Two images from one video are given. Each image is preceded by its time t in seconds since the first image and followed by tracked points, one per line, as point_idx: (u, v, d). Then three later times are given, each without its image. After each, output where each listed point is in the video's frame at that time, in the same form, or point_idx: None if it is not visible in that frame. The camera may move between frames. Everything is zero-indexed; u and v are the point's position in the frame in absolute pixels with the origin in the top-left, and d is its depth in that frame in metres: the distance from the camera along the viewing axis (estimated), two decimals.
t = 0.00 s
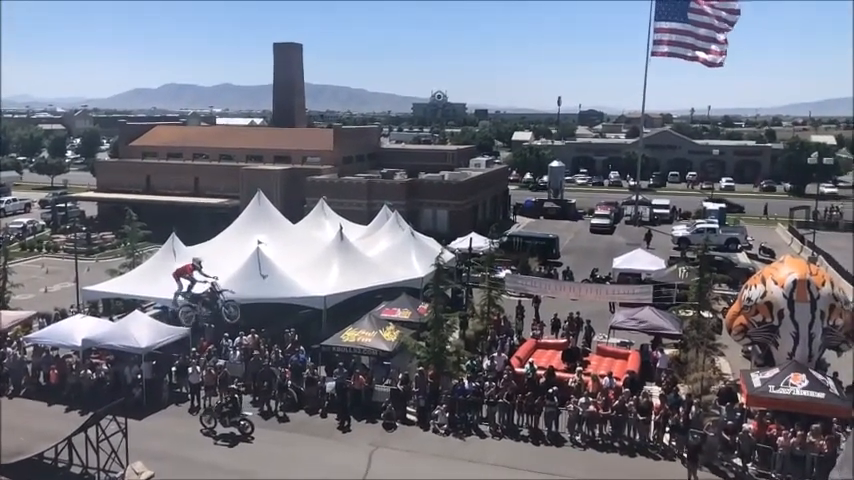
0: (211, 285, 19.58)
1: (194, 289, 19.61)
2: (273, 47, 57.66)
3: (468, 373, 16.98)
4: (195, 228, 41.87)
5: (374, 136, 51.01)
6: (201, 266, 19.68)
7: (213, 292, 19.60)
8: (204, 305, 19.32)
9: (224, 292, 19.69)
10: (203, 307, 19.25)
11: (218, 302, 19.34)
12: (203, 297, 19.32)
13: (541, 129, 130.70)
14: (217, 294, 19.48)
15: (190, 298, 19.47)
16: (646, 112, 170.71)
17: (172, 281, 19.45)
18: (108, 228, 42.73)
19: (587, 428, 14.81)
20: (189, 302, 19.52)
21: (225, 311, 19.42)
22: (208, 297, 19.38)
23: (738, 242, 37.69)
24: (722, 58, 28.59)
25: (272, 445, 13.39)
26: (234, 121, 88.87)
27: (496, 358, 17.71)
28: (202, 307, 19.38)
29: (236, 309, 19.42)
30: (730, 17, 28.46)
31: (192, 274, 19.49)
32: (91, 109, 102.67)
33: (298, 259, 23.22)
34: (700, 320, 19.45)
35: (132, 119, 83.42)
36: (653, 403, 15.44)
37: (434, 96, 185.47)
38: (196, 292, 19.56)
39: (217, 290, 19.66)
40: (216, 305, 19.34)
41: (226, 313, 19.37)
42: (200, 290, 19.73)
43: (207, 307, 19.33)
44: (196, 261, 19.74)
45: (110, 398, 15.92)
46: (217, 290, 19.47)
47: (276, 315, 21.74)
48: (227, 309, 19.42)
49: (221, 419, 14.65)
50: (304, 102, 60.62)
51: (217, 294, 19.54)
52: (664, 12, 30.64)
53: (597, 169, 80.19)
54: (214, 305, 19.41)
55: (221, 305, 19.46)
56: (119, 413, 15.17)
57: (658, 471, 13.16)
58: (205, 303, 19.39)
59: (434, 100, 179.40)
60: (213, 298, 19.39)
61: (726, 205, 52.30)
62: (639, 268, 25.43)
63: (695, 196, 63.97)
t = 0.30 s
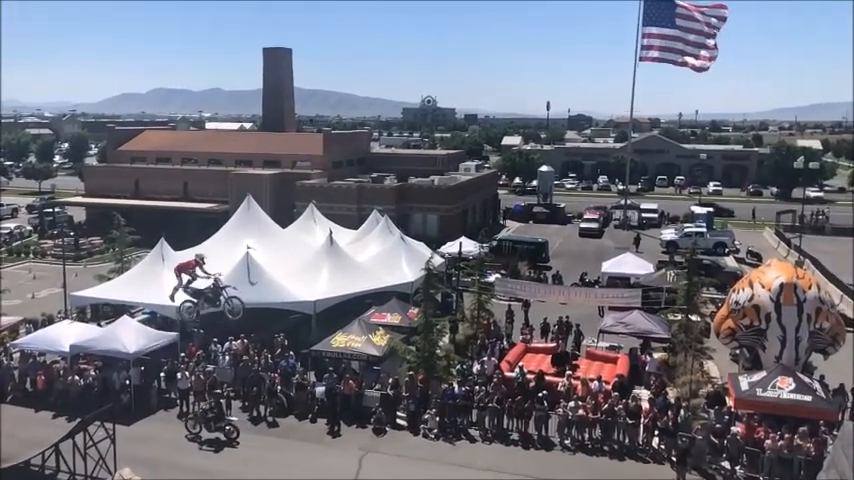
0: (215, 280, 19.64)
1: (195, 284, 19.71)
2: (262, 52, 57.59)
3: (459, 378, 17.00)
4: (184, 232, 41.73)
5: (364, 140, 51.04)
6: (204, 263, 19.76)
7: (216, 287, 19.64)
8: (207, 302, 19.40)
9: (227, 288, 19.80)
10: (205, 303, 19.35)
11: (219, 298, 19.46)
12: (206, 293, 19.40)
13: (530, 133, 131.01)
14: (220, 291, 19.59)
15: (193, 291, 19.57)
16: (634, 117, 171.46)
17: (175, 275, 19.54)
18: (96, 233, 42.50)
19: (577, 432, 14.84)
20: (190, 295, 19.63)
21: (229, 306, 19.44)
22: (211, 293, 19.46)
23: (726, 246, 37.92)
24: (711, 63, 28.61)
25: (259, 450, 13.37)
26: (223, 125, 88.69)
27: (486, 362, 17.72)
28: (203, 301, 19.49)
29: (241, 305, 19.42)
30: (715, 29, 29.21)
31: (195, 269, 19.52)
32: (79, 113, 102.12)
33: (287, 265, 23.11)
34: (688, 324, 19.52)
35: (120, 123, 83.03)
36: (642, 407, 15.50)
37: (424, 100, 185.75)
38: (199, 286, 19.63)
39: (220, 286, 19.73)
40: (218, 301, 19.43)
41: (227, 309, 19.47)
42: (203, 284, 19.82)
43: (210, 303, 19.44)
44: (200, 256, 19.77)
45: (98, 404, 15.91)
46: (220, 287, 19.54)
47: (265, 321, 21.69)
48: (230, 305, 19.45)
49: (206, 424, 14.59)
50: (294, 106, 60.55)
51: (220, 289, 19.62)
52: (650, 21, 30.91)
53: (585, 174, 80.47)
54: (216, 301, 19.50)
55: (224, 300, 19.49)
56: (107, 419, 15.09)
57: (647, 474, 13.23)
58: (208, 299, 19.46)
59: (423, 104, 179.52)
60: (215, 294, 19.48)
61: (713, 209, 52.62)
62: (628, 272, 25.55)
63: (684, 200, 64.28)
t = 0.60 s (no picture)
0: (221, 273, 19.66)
1: (199, 278, 19.82)
2: (253, 55, 57.48)
3: (450, 380, 16.99)
4: (174, 236, 41.57)
5: (355, 143, 51.01)
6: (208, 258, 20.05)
7: (221, 281, 19.68)
8: (211, 296, 19.48)
9: (232, 281, 19.85)
10: (209, 298, 19.43)
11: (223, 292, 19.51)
12: (210, 287, 19.47)
13: (521, 136, 131.21)
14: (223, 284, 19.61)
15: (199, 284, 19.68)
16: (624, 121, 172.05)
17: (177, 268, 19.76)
18: (86, 236, 42.28)
19: (568, 435, 14.85)
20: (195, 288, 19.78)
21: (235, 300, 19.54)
22: (215, 288, 19.52)
23: (716, 249, 38.10)
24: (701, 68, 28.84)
25: (248, 454, 13.35)
26: (213, 128, 88.34)
27: (476, 365, 17.74)
28: (208, 295, 19.59)
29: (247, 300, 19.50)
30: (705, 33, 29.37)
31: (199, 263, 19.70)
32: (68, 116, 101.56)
33: (278, 268, 23.07)
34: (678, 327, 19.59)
35: (109, 126, 82.62)
36: (633, 409, 15.53)
37: (415, 103, 185.91)
38: (202, 280, 19.68)
39: (224, 280, 19.76)
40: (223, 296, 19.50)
41: (231, 303, 19.57)
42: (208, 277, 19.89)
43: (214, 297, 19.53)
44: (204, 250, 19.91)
45: (86, 408, 15.72)
46: (224, 280, 19.57)
47: (256, 324, 21.64)
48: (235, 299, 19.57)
49: (192, 428, 14.66)
50: (285, 109, 60.44)
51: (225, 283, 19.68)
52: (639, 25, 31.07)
53: (576, 177, 80.69)
54: (220, 295, 19.57)
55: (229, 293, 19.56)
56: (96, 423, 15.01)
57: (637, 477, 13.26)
58: (211, 294, 19.52)
59: (414, 107, 179.57)
60: (220, 289, 19.53)
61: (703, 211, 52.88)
62: (619, 274, 25.64)
63: (674, 203, 64.54)
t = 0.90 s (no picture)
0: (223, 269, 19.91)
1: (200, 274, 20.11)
2: (242, 58, 57.38)
3: (439, 384, 17.02)
4: (162, 239, 41.40)
5: (345, 147, 50.99)
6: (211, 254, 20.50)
7: (223, 277, 19.91)
8: (212, 291, 19.71)
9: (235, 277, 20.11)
10: (211, 292, 19.68)
11: (225, 288, 19.75)
12: (212, 282, 19.72)
13: (509, 140, 131.51)
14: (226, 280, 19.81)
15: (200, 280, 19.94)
16: (611, 125, 172.80)
17: (179, 262, 20.12)
18: (73, 240, 42.05)
19: (556, 439, 14.91)
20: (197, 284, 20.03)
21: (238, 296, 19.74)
22: (217, 283, 19.75)
23: (703, 252, 38.31)
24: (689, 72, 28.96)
25: (235, 459, 13.32)
26: (201, 131, 88.13)
27: (465, 368, 17.78)
28: (210, 291, 19.82)
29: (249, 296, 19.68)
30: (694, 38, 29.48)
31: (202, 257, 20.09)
32: (55, 118, 101.05)
33: (266, 271, 23.08)
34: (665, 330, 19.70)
35: (97, 129, 82.26)
36: (621, 413, 15.61)
37: (404, 107, 186.05)
38: (204, 276, 19.97)
39: (227, 275, 20.01)
40: (224, 291, 19.74)
41: (233, 299, 19.80)
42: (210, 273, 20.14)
43: (216, 293, 19.75)
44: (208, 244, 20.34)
45: (72, 414, 15.61)
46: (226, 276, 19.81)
47: (244, 328, 21.61)
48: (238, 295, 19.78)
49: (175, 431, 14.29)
50: (273, 113, 60.37)
51: (228, 279, 19.91)
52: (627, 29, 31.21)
53: (564, 180, 80.98)
54: (222, 290, 19.77)
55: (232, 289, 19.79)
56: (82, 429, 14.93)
57: None
58: (213, 289, 19.74)
59: (403, 111, 179.61)
60: (222, 284, 19.73)
61: (690, 215, 53.15)
62: (607, 278, 25.76)
63: (661, 207, 64.85)
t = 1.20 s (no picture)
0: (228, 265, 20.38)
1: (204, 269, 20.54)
2: (232, 61, 57.22)
3: (430, 387, 17.03)
4: (151, 242, 41.21)
5: (335, 150, 50.94)
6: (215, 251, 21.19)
7: (228, 272, 20.32)
8: (217, 285, 20.10)
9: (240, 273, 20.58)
10: (215, 287, 20.07)
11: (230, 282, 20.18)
12: (216, 277, 20.11)
13: (499, 143, 131.81)
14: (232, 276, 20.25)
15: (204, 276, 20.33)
16: (601, 128, 173.37)
17: (183, 257, 20.63)
18: (62, 243, 41.78)
19: (547, 441, 14.96)
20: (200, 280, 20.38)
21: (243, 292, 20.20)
22: (222, 278, 20.14)
23: (692, 255, 38.51)
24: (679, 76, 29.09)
25: (223, 463, 13.27)
26: (191, 133, 87.80)
27: (456, 371, 17.79)
28: (214, 286, 20.17)
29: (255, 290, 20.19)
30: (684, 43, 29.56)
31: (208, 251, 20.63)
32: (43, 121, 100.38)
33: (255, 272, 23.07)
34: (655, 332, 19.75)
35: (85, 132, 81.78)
36: (611, 414, 15.66)
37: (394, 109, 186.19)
38: (208, 271, 20.35)
39: (231, 271, 20.46)
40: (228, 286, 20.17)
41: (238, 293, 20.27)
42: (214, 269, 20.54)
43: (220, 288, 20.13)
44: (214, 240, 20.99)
45: (61, 418, 15.52)
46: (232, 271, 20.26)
47: (235, 331, 21.56)
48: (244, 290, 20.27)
49: (161, 434, 14.40)
50: (264, 115, 60.23)
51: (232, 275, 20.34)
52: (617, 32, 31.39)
53: (554, 183, 81.15)
54: (226, 285, 20.19)
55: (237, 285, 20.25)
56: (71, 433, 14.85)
57: None
58: (217, 284, 20.14)
59: (393, 114, 179.59)
60: (226, 279, 20.18)
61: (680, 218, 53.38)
62: (597, 280, 25.86)
63: (651, 210, 65.08)
